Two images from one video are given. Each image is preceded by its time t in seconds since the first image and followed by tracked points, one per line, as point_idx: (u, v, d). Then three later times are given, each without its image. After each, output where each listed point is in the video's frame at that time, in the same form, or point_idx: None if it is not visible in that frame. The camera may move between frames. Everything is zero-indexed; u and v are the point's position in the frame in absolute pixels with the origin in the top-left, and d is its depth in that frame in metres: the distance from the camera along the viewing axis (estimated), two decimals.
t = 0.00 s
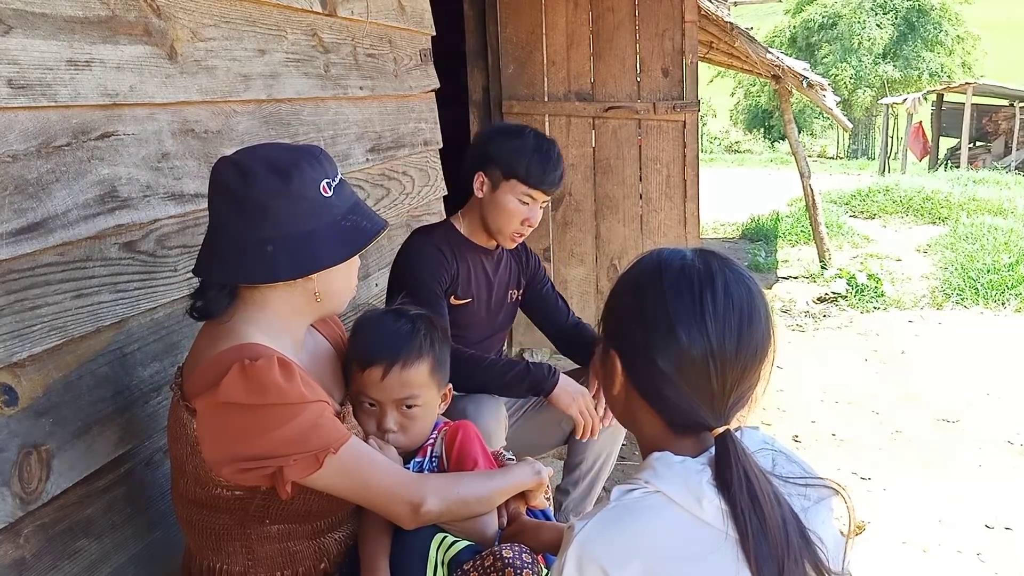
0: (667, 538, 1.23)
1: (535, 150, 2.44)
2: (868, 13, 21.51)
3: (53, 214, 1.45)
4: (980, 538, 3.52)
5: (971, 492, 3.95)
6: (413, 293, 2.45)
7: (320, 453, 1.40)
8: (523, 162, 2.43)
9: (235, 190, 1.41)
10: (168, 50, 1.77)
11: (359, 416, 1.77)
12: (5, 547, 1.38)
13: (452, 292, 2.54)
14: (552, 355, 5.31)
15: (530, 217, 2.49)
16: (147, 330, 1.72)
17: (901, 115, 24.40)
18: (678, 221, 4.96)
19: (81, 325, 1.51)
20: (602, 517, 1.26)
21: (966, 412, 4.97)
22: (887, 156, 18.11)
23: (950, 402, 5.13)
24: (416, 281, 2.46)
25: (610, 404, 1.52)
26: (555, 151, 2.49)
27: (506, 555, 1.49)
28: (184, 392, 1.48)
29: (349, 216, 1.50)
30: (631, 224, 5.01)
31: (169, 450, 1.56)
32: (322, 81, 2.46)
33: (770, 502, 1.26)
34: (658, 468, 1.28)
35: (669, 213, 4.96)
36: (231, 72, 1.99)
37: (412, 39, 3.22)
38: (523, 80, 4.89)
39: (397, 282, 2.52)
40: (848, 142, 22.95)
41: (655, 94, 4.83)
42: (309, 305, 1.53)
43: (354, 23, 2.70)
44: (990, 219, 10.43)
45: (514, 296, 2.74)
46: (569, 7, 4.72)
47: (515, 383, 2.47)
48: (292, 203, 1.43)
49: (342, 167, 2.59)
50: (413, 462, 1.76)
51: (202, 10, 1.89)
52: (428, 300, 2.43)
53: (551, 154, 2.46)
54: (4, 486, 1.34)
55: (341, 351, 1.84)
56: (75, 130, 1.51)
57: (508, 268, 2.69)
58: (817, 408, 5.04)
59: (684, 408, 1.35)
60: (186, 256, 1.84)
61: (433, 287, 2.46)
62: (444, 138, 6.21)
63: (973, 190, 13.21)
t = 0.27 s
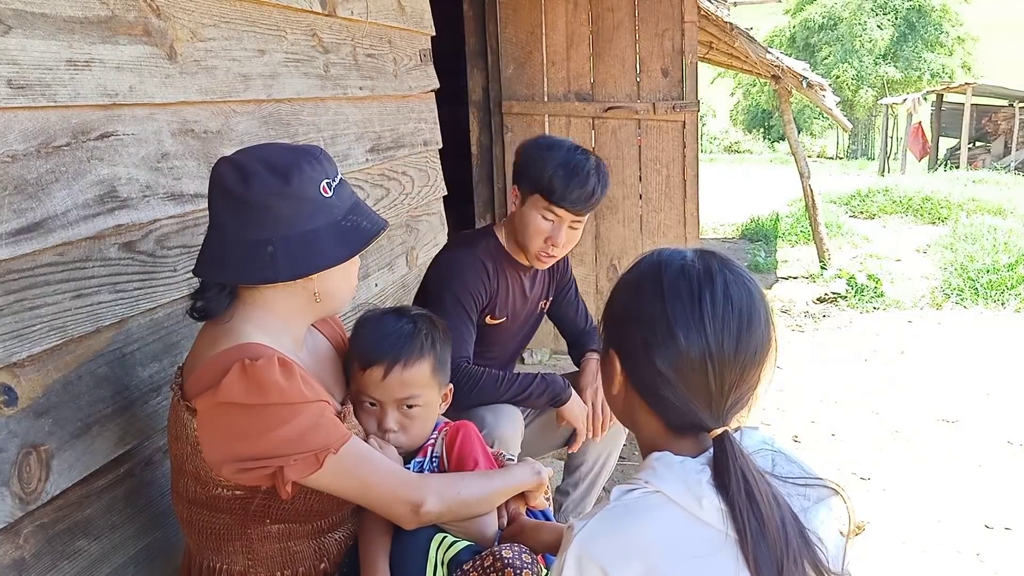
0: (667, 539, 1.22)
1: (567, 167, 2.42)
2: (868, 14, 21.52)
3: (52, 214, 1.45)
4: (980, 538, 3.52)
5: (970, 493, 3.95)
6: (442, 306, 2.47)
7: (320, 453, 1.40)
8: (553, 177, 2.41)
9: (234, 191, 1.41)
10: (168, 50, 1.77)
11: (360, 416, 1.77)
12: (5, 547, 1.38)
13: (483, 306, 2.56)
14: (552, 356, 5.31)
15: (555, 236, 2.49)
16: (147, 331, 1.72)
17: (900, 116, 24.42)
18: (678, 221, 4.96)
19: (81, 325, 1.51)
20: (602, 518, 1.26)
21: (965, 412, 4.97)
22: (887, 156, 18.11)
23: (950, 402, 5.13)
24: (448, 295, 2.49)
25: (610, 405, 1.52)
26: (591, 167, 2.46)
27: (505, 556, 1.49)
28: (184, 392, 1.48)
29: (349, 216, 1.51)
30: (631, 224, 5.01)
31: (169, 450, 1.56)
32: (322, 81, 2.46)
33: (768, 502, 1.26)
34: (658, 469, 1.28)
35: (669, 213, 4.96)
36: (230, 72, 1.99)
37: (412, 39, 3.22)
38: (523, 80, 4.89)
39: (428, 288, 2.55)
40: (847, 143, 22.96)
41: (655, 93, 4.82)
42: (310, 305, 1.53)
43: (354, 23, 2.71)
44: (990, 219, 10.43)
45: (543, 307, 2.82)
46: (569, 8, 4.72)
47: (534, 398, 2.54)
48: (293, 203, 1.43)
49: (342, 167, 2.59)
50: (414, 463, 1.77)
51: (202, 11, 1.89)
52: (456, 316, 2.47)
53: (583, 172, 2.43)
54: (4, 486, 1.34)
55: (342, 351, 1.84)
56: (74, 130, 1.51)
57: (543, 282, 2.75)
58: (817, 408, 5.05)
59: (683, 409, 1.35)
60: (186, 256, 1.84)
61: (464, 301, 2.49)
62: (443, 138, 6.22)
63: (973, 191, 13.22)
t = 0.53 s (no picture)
0: (666, 539, 1.22)
1: (598, 189, 2.36)
2: (868, 14, 21.53)
3: (52, 214, 1.45)
4: (980, 538, 3.52)
5: (970, 492, 3.95)
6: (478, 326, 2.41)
7: (320, 453, 1.40)
8: (580, 199, 2.35)
9: (235, 191, 1.41)
10: (167, 49, 1.77)
11: (359, 417, 1.77)
12: (5, 547, 1.38)
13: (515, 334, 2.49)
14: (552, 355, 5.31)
15: (583, 261, 2.40)
16: (147, 331, 1.72)
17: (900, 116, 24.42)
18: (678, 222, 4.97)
19: (81, 325, 1.51)
20: (601, 518, 1.26)
21: (965, 412, 4.97)
22: (887, 156, 18.11)
23: (949, 402, 5.13)
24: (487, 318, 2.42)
25: (609, 406, 1.52)
26: (623, 189, 2.38)
27: (505, 556, 1.49)
28: (184, 392, 1.48)
29: (350, 216, 1.51)
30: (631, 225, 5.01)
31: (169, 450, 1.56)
32: (321, 81, 2.46)
33: (767, 502, 1.26)
34: (658, 469, 1.28)
35: (668, 213, 4.96)
36: (230, 72, 1.99)
37: (411, 39, 3.22)
38: (523, 80, 4.89)
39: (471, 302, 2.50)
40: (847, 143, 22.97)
41: (655, 93, 4.83)
42: (310, 305, 1.53)
43: (354, 23, 2.71)
44: (990, 219, 10.44)
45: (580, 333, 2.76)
46: (569, 8, 4.72)
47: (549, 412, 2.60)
48: (295, 204, 1.42)
49: (342, 168, 2.59)
50: (413, 463, 1.76)
51: (202, 11, 1.89)
52: (488, 341, 2.41)
53: (612, 192, 2.34)
54: (4, 486, 1.34)
55: (341, 351, 1.84)
56: (74, 130, 1.51)
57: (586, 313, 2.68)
58: (817, 408, 5.05)
59: (682, 410, 1.35)
60: (186, 256, 1.84)
61: (499, 328, 2.43)
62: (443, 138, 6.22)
63: (972, 191, 13.22)
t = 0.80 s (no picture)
0: (665, 540, 1.22)
1: (639, 207, 2.24)
2: (866, 15, 21.56)
3: (49, 214, 1.45)
4: (977, 538, 3.52)
5: (967, 492, 3.95)
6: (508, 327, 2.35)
7: (318, 453, 1.40)
8: (619, 216, 2.23)
9: (232, 193, 1.41)
10: (165, 50, 1.77)
11: (357, 417, 1.77)
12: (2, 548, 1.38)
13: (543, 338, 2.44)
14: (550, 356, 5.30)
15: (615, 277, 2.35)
16: (145, 331, 1.72)
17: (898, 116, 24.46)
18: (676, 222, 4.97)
19: (79, 325, 1.51)
20: (599, 519, 1.27)
21: (963, 412, 4.98)
22: (884, 157, 18.13)
23: (946, 403, 5.14)
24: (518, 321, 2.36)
25: (606, 406, 1.52)
26: (664, 210, 2.27)
27: (503, 556, 1.49)
28: (182, 393, 1.48)
29: (348, 216, 1.51)
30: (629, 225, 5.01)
31: (167, 450, 1.55)
32: (319, 81, 2.46)
33: (764, 502, 1.26)
34: (656, 469, 1.28)
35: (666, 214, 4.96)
36: (228, 73, 1.99)
37: (409, 39, 3.22)
38: (521, 80, 4.89)
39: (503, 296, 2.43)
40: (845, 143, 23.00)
41: (653, 93, 4.81)
42: (307, 307, 1.53)
43: (352, 23, 2.71)
44: (988, 219, 10.45)
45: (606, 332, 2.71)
46: (567, 8, 4.72)
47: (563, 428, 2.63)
48: (293, 204, 1.42)
49: (339, 168, 2.59)
50: (412, 463, 1.76)
51: (200, 11, 1.89)
52: (517, 346, 2.36)
53: (653, 214, 2.24)
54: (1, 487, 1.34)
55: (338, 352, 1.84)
56: (71, 130, 1.51)
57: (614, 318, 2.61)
58: (815, 408, 5.05)
59: (678, 410, 1.35)
60: (184, 256, 1.84)
61: (529, 333, 2.37)
62: (441, 139, 6.22)
63: (969, 191, 13.25)
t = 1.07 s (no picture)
0: (663, 541, 1.22)
1: (666, 133, 2.19)
2: (865, 15, 21.57)
3: (48, 215, 1.45)
4: (976, 538, 3.52)
5: (966, 492, 3.95)
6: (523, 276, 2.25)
7: (318, 452, 1.40)
8: (645, 143, 2.19)
9: (225, 195, 1.40)
10: (163, 50, 1.77)
11: (357, 416, 1.77)
12: None
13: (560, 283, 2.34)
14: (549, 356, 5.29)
15: (641, 209, 2.29)
16: (143, 331, 1.71)
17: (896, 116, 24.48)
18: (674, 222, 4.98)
19: (77, 326, 1.51)
20: (597, 519, 1.26)
21: (961, 412, 4.98)
22: (882, 157, 18.15)
23: (945, 403, 5.14)
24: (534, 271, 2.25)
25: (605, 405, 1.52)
26: (693, 137, 2.21)
27: (502, 556, 1.49)
28: (182, 392, 1.48)
29: (342, 215, 1.51)
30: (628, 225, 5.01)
31: (167, 449, 1.55)
32: (317, 81, 2.46)
33: (762, 503, 1.25)
34: (654, 470, 1.28)
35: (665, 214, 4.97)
36: (226, 73, 1.99)
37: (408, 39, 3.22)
38: (520, 79, 4.92)
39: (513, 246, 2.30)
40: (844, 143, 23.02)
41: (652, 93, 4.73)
42: (307, 306, 1.53)
43: (350, 23, 2.70)
44: (986, 219, 10.47)
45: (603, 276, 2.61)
46: (565, 8, 4.72)
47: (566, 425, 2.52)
48: (286, 205, 1.42)
49: (338, 168, 2.59)
50: (411, 463, 1.75)
51: (198, 11, 1.89)
52: (534, 297, 2.26)
53: (681, 139, 2.19)
54: None
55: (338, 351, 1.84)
56: (70, 130, 1.51)
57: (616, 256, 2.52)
58: (813, 408, 5.05)
59: (675, 410, 1.35)
60: (182, 257, 1.84)
61: (544, 283, 2.26)
62: (440, 139, 6.22)
63: (967, 191, 13.27)
